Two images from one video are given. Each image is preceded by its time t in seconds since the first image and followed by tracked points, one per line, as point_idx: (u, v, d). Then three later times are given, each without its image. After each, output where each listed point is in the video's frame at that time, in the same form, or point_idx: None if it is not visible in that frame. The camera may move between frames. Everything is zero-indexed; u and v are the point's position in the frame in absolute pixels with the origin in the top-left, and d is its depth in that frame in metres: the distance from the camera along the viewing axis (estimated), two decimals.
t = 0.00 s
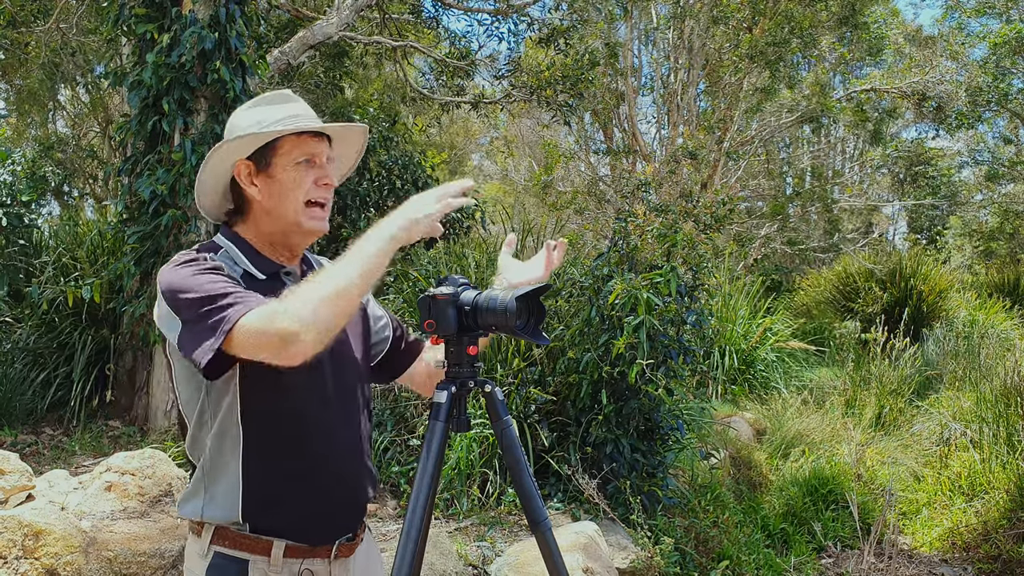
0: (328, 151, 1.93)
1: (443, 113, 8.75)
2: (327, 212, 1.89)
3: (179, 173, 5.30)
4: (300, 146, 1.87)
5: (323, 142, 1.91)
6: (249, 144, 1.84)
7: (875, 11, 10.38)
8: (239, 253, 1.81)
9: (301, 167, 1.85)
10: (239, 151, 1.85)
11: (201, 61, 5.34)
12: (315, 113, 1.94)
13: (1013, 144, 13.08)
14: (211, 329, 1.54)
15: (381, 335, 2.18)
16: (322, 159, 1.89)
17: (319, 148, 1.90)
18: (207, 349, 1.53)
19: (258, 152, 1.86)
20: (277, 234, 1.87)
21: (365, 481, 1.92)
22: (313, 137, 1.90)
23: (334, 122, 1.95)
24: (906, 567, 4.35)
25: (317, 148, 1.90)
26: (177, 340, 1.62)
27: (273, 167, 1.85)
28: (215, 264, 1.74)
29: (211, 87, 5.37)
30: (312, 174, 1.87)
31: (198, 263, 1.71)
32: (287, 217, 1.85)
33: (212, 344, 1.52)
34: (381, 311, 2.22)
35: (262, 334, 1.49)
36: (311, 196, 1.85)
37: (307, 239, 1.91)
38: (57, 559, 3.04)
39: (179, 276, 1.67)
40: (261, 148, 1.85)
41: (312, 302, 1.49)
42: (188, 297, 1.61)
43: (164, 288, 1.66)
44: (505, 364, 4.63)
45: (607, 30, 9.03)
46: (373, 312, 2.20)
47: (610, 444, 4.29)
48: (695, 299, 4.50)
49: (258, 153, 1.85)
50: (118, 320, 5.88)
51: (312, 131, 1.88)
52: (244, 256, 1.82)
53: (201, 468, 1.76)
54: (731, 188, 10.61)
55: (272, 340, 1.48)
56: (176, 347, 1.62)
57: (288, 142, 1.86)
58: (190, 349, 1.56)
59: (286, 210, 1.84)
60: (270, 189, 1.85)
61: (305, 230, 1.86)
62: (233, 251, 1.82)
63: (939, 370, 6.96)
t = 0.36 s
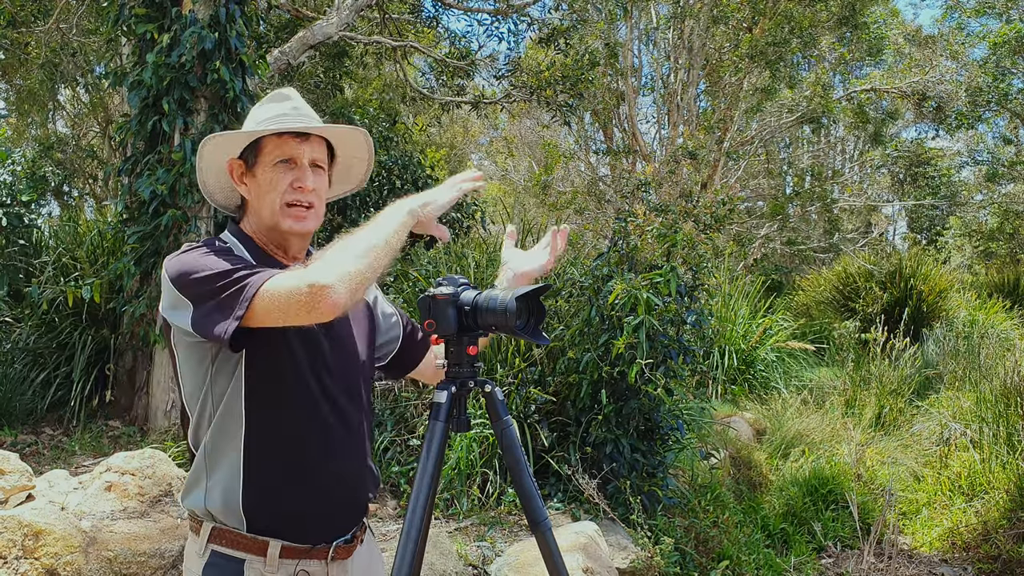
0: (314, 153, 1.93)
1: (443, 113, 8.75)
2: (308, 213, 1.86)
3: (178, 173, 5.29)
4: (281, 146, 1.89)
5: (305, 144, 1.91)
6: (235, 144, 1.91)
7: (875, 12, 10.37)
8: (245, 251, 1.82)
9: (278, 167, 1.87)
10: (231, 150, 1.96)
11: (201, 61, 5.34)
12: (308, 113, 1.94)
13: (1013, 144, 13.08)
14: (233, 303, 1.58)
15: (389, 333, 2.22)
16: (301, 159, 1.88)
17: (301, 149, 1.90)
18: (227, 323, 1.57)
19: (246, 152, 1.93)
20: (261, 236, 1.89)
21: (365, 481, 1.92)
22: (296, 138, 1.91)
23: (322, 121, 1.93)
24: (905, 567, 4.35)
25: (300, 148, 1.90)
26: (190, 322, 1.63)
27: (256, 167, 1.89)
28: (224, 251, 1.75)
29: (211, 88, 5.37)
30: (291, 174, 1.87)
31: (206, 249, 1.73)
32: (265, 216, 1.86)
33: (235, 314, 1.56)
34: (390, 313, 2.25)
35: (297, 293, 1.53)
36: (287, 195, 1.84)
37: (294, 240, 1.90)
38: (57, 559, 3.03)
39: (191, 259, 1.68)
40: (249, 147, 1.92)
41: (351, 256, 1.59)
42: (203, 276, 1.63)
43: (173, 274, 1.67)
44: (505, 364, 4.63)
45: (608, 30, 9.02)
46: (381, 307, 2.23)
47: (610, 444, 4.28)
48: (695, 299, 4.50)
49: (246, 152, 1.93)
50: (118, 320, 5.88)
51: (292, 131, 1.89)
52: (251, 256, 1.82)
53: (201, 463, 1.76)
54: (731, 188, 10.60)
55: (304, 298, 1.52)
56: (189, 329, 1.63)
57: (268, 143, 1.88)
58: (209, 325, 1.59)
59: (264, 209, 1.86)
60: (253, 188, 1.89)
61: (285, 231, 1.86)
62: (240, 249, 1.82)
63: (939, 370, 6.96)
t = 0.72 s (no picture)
0: (318, 151, 1.90)
1: (442, 113, 8.74)
2: (309, 212, 1.83)
3: (178, 172, 5.28)
4: (284, 144, 1.88)
5: (308, 142, 1.89)
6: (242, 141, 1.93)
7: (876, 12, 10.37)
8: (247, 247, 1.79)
9: (280, 165, 1.86)
10: (240, 150, 1.99)
11: (201, 61, 5.33)
12: (311, 111, 1.93)
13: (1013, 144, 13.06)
14: (236, 300, 1.56)
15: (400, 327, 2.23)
16: (303, 156, 1.87)
17: (304, 148, 1.89)
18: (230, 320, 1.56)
19: (253, 150, 1.94)
20: (264, 236, 1.88)
21: (365, 483, 1.90)
22: (298, 136, 1.90)
23: (326, 118, 1.91)
24: (907, 568, 4.33)
25: (302, 146, 1.89)
26: (193, 318, 1.62)
27: (260, 165, 1.89)
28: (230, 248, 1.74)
29: (210, 87, 5.35)
30: (292, 172, 1.85)
31: (211, 244, 1.72)
32: (266, 214, 1.85)
33: (239, 311, 1.55)
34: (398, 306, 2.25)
35: (301, 291, 1.51)
36: (287, 192, 1.82)
37: (297, 239, 1.87)
38: (57, 559, 3.02)
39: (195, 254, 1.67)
40: (256, 144, 1.93)
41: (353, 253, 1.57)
42: (207, 271, 1.62)
43: (176, 268, 1.66)
44: (505, 364, 4.63)
45: (608, 30, 9.01)
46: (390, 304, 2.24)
47: (610, 444, 4.28)
48: (695, 299, 4.50)
49: (253, 151, 1.94)
50: (118, 320, 5.87)
51: (294, 127, 1.88)
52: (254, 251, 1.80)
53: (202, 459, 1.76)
54: (732, 188, 10.60)
55: (307, 298, 1.50)
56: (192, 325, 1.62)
57: (272, 140, 1.88)
58: (212, 321, 1.57)
59: (266, 206, 1.84)
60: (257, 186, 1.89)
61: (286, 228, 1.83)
62: (245, 246, 1.80)
63: (940, 370, 6.95)
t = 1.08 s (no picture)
0: (351, 157, 1.96)
1: (443, 113, 8.76)
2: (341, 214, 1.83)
3: (179, 173, 5.29)
4: (323, 146, 1.93)
5: (345, 146, 1.95)
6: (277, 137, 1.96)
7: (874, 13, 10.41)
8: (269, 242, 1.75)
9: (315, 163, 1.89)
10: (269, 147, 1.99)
11: (201, 61, 5.34)
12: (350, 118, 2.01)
13: (1013, 144, 13.06)
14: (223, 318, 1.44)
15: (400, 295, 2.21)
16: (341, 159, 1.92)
17: (340, 151, 1.94)
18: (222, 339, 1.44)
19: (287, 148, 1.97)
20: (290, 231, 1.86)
21: (367, 488, 1.90)
22: (336, 139, 1.95)
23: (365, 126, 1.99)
24: (905, 567, 4.34)
25: (339, 150, 1.95)
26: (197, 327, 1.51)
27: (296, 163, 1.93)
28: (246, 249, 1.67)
29: (211, 88, 5.37)
30: (328, 172, 1.89)
31: (220, 247, 1.62)
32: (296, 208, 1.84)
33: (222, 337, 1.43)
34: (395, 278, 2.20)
35: (263, 333, 1.40)
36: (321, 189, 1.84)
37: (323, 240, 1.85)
38: (58, 559, 3.03)
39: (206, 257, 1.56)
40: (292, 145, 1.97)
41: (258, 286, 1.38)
42: (216, 275, 1.51)
43: (188, 271, 1.54)
44: (505, 364, 4.64)
45: (608, 31, 9.04)
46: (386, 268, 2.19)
47: (610, 444, 4.29)
48: (695, 299, 4.52)
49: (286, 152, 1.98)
50: (119, 320, 5.88)
51: (335, 130, 1.94)
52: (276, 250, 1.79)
53: (212, 455, 1.77)
54: (731, 188, 10.62)
55: (278, 338, 1.40)
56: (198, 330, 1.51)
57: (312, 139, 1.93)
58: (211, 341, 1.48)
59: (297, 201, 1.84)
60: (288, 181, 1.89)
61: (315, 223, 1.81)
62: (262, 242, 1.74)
63: (939, 370, 6.95)
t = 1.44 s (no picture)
0: (341, 150, 1.96)
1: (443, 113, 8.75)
2: (328, 208, 1.85)
3: (179, 173, 5.29)
4: (310, 142, 1.94)
5: (331, 139, 1.95)
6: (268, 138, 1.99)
7: (874, 13, 10.42)
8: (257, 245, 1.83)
9: (304, 161, 1.92)
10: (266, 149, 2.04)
11: (201, 61, 5.34)
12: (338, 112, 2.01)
13: (1013, 144, 13.07)
14: (190, 325, 1.59)
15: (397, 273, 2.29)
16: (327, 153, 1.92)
17: (328, 145, 1.95)
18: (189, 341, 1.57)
19: (280, 148, 2.00)
20: (281, 230, 1.90)
21: (365, 488, 1.91)
22: (325, 133, 1.96)
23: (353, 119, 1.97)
24: (905, 566, 4.34)
25: (328, 144, 1.95)
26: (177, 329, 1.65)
27: (286, 160, 1.95)
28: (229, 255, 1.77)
29: (211, 88, 5.37)
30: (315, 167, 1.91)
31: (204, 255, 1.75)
32: (285, 207, 1.87)
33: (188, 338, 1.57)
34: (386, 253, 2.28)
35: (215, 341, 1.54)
36: (307, 186, 1.86)
37: (314, 238, 1.89)
38: (58, 559, 3.03)
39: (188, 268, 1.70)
40: (284, 142, 2.00)
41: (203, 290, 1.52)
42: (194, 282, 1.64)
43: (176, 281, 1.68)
44: (505, 363, 4.64)
45: (608, 31, 9.05)
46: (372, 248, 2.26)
47: (610, 444, 4.28)
48: (695, 299, 4.52)
49: (279, 150, 2.01)
50: (118, 320, 5.88)
51: (322, 124, 1.95)
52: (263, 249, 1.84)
53: (205, 457, 1.77)
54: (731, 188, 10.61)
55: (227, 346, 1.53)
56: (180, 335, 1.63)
57: (300, 136, 1.95)
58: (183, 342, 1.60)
59: (286, 199, 1.88)
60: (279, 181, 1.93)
61: (302, 221, 1.84)
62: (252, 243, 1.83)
63: (939, 370, 6.96)
